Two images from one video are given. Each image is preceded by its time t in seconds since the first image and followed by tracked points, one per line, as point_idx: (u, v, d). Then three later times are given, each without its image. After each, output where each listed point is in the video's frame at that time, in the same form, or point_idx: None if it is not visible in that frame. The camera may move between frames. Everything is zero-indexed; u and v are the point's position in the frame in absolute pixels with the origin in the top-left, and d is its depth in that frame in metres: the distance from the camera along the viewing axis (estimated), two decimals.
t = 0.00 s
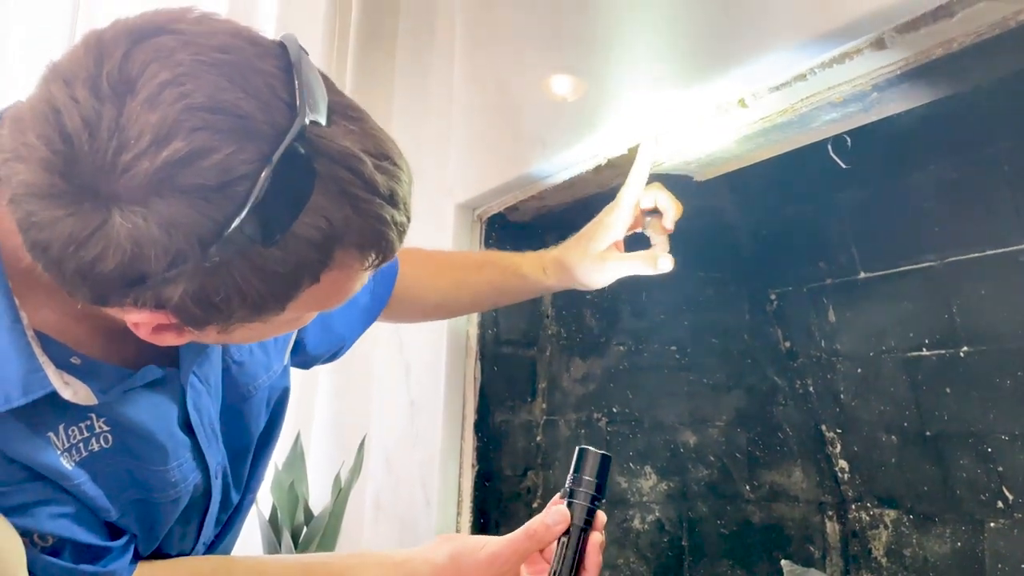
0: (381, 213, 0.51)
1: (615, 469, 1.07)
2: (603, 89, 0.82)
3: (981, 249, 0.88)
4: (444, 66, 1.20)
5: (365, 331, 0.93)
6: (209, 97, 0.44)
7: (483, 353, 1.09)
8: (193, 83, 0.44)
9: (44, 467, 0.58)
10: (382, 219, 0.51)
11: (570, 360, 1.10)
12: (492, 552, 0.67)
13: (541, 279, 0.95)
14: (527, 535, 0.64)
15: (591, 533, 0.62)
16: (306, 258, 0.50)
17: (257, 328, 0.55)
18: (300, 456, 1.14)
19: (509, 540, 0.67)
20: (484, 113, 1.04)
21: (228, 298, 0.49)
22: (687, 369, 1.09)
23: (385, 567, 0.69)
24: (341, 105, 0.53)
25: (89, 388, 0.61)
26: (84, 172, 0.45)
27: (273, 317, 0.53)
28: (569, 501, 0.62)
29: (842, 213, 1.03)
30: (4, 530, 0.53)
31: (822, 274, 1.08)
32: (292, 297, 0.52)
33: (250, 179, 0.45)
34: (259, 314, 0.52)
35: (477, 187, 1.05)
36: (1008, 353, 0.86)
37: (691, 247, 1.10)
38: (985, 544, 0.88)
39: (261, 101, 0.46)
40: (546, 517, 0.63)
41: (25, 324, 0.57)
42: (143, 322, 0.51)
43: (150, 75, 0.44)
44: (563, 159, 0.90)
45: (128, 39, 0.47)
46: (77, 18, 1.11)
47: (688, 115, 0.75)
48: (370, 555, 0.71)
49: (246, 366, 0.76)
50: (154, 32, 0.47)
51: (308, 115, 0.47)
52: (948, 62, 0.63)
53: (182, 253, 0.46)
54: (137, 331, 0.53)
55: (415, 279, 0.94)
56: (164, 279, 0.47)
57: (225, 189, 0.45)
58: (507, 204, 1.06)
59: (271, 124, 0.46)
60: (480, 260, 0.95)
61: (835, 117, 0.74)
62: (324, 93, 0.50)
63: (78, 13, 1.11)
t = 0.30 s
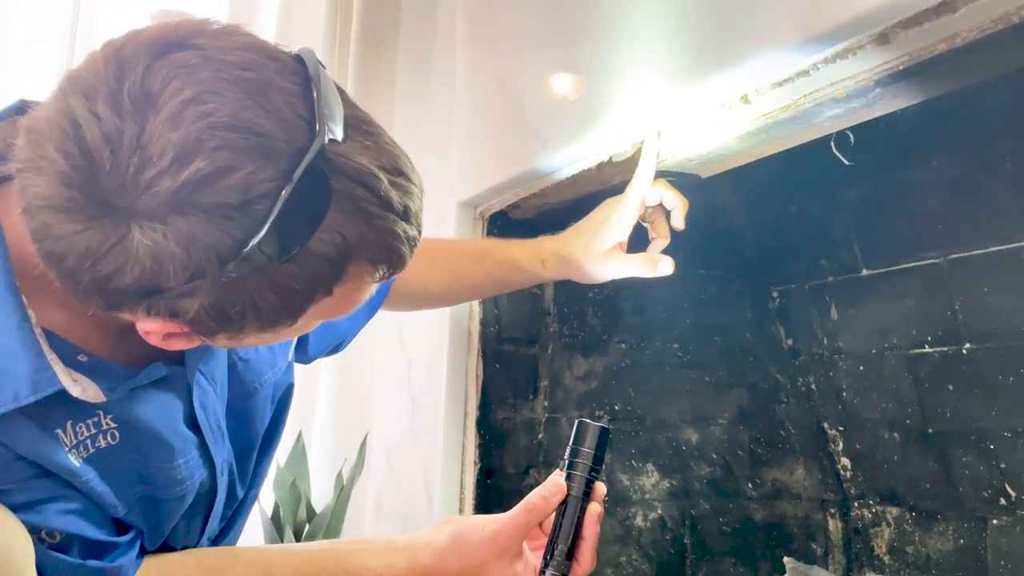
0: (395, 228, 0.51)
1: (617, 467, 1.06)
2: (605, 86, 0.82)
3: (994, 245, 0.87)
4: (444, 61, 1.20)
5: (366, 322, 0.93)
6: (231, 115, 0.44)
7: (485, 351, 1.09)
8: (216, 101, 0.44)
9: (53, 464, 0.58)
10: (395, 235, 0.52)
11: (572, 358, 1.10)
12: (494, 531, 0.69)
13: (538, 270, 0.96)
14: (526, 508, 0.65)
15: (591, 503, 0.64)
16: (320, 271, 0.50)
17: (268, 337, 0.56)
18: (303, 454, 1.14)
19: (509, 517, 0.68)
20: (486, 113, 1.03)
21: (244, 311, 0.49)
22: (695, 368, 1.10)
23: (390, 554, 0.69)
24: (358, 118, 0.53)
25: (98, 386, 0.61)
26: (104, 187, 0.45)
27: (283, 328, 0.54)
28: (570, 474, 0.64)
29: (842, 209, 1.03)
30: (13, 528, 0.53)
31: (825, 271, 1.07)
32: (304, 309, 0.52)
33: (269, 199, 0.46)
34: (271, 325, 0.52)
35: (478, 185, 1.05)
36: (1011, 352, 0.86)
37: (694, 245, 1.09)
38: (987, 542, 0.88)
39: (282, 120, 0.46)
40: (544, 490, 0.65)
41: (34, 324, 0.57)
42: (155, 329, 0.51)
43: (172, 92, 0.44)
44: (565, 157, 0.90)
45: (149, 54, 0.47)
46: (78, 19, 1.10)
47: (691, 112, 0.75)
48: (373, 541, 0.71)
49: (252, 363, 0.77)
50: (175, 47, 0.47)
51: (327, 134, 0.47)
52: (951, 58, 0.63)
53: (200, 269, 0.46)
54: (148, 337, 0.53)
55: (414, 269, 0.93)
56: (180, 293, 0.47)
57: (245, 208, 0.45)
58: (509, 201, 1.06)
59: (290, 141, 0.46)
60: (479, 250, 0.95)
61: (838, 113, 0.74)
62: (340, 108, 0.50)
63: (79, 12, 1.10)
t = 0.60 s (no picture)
0: (392, 225, 0.51)
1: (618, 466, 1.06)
2: (604, 85, 0.82)
3: (996, 244, 0.87)
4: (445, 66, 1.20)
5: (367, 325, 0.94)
6: (223, 110, 0.44)
7: (486, 351, 1.09)
8: (207, 96, 0.44)
9: (54, 465, 0.58)
10: (393, 232, 0.51)
11: (573, 357, 1.10)
12: (494, 529, 0.69)
13: (534, 273, 0.96)
14: (526, 508, 0.65)
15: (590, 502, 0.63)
16: (316, 269, 0.50)
17: (267, 337, 0.56)
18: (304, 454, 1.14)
19: (509, 516, 0.68)
20: (486, 113, 1.03)
21: (238, 308, 0.49)
22: (697, 367, 1.10)
23: (392, 553, 0.69)
24: (354, 116, 0.53)
25: (99, 389, 0.61)
26: (98, 182, 0.45)
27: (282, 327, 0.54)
28: (569, 471, 0.64)
29: (844, 212, 1.03)
30: (16, 528, 0.54)
31: (826, 269, 1.07)
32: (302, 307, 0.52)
33: (262, 193, 0.46)
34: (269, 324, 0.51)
35: (478, 184, 1.05)
36: (1012, 349, 0.86)
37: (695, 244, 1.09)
38: (988, 540, 0.88)
39: (276, 115, 0.46)
40: (545, 489, 0.64)
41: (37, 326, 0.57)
42: (154, 328, 0.51)
43: (164, 88, 0.45)
44: (563, 155, 0.89)
45: (142, 50, 0.47)
46: (78, 20, 1.10)
47: (690, 111, 0.75)
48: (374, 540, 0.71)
49: (255, 366, 0.77)
50: (168, 44, 0.47)
51: (320, 130, 0.47)
52: (950, 57, 0.63)
53: (193, 265, 0.46)
54: (147, 337, 0.53)
55: (411, 272, 0.93)
56: (175, 290, 0.47)
57: (237, 202, 0.45)
58: (509, 201, 1.05)
59: (282, 136, 0.46)
60: (472, 256, 0.96)
61: (838, 112, 0.74)
62: (336, 104, 0.50)
63: (79, 13, 1.10)
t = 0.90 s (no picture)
0: (400, 222, 0.51)
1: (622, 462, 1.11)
2: (606, 82, 0.82)
3: (999, 236, 0.86)
4: (446, 63, 1.20)
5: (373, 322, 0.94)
6: (233, 111, 0.44)
7: (489, 346, 1.12)
8: (217, 97, 0.44)
9: (61, 462, 0.59)
10: (402, 229, 0.52)
11: (576, 353, 1.14)
12: (501, 522, 0.67)
13: (545, 268, 0.95)
14: (534, 502, 0.64)
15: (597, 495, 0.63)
16: (326, 266, 0.50)
17: (277, 335, 0.56)
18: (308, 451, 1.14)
19: (515, 509, 0.67)
20: (489, 110, 1.03)
21: (250, 308, 0.50)
22: (700, 363, 1.11)
23: (398, 545, 0.70)
24: (360, 113, 0.53)
25: (105, 386, 0.61)
26: (108, 185, 0.45)
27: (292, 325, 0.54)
28: (575, 466, 0.64)
29: (844, 205, 1.02)
30: (19, 523, 0.54)
31: (828, 263, 1.05)
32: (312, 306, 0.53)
33: (273, 194, 0.46)
34: (279, 322, 0.52)
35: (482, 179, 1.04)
36: (1015, 345, 0.84)
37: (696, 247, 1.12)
38: (993, 534, 0.86)
39: (284, 114, 0.46)
40: (551, 483, 0.63)
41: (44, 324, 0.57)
42: (165, 327, 0.52)
43: (173, 89, 0.45)
44: (566, 152, 0.89)
45: (150, 51, 0.47)
46: (80, 19, 1.10)
47: (694, 107, 0.75)
48: (380, 534, 0.72)
49: (260, 362, 0.77)
50: (176, 45, 0.47)
51: (329, 129, 0.47)
52: (956, 50, 0.62)
53: (205, 266, 0.46)
54: (158, 335, 0.53)
55: (418, 270, 0.94)
56: (187, 290, 0.47)
57: (249, 203, 0.45)
58: (512, 197, 1.05)
59: (292, 137, 0.46)
60: (478, 253, 0.95)
61: (841, 107, 0.74)
62: (342, 102, 0.50)
63: (81, 13, 1.10)
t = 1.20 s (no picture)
0: (394, 198, 0.51)
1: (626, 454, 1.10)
2: (609, 73, 0.82)
3: (1005, 227, 0.86)
4: (447, 59, 1.19)
5: (377, 318, 0.95)
6: (219, 86, 0.44)
7: (493, 340, 1.13)
8: (203, 73, 0.44)
9: (61, 456, 0.59)
10: (397, 207, 0.52)
11: (579, 345, 1.13)
12: (507, 521, 0.68)
13: (548, 262, 0.95)
14: (539, 503, 0.64)
15: (602, 499, 0.63)
16: (321, 245, 0.50)
17: (276, 316, 0.56)
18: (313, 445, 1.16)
19: (521, 508, 0.67)
20: (490, 103, 1.03)
21: (245, 287, 0.50)
22: (704, 355, 1.10)
23: (404, 541, 0.70)
24: (352, 91, 0.53)
25: (105, 380, 0.62)
26: (97, 164, 0.45)
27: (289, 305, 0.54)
28: (580, 467, 0.64)
29: (848, 196, 1.02)
30: (16, 517, 0.55)
31: (831, 255, 1.06)
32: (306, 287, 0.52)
33: (262, 168, 0.46)
34: (275, 303, 0.52)
35: (485, 172, 1.04)
36: (1019, 334, 0.85)
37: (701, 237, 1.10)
38: (997, 524, 0.86)
39: (272, 90, 0.46)
40: (558, 484, 0.63)
41: (40, 316, 0.58)
42: (161, 311, 0.52)
43: (160, 66, 0.45)
44: (572, 144, 0.88)
45: (137, 30, 0.47)
46: (80, 19, 1.11)
47: (697, 97, 0.74)
48: (384, 529, 0.71)
49: (262, 356, 0.78)
50: (161, 22, 0.47)
51: (318, 104, 0.47)
52: (960, 38, 0.62)
53: (197, 243, 0.46)
54: (156, 320, 0.53)
55: (423, 266, 0.95)
56: (180, 270, 0.47)
57: (237, 177, 0.45)
58: (515, 190, 1.05)
59: (281, 112, 0.46)
60: (482, 247, 0.95)
61: (844, 97, 0.74)
62: (334, 80, 0.51)
63: (81, 13, 1.11)
